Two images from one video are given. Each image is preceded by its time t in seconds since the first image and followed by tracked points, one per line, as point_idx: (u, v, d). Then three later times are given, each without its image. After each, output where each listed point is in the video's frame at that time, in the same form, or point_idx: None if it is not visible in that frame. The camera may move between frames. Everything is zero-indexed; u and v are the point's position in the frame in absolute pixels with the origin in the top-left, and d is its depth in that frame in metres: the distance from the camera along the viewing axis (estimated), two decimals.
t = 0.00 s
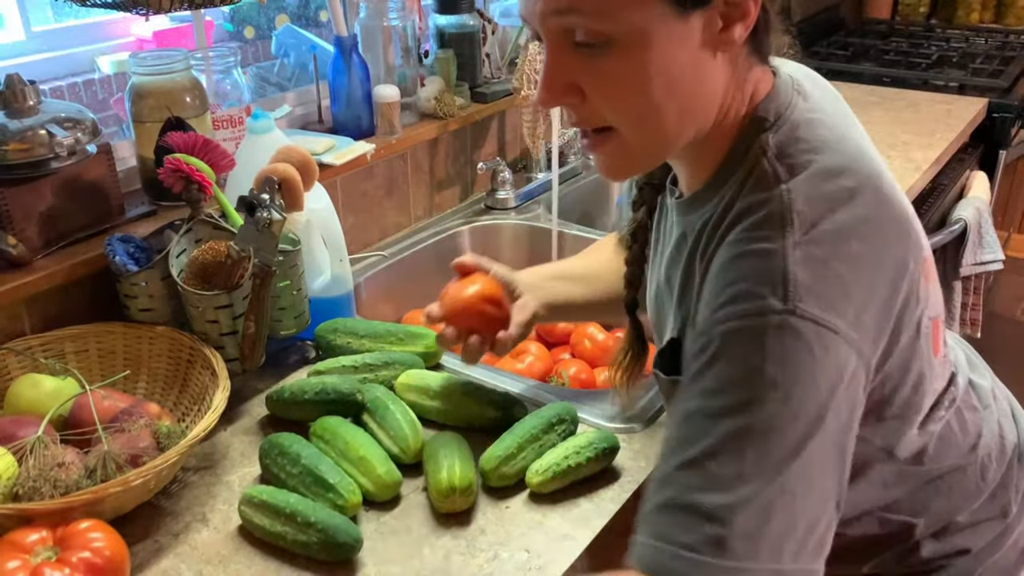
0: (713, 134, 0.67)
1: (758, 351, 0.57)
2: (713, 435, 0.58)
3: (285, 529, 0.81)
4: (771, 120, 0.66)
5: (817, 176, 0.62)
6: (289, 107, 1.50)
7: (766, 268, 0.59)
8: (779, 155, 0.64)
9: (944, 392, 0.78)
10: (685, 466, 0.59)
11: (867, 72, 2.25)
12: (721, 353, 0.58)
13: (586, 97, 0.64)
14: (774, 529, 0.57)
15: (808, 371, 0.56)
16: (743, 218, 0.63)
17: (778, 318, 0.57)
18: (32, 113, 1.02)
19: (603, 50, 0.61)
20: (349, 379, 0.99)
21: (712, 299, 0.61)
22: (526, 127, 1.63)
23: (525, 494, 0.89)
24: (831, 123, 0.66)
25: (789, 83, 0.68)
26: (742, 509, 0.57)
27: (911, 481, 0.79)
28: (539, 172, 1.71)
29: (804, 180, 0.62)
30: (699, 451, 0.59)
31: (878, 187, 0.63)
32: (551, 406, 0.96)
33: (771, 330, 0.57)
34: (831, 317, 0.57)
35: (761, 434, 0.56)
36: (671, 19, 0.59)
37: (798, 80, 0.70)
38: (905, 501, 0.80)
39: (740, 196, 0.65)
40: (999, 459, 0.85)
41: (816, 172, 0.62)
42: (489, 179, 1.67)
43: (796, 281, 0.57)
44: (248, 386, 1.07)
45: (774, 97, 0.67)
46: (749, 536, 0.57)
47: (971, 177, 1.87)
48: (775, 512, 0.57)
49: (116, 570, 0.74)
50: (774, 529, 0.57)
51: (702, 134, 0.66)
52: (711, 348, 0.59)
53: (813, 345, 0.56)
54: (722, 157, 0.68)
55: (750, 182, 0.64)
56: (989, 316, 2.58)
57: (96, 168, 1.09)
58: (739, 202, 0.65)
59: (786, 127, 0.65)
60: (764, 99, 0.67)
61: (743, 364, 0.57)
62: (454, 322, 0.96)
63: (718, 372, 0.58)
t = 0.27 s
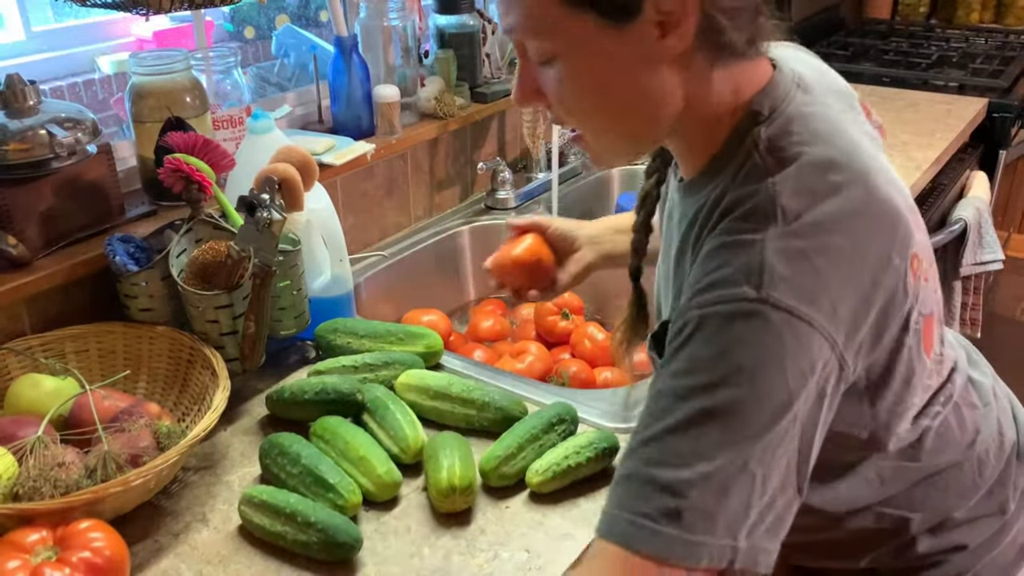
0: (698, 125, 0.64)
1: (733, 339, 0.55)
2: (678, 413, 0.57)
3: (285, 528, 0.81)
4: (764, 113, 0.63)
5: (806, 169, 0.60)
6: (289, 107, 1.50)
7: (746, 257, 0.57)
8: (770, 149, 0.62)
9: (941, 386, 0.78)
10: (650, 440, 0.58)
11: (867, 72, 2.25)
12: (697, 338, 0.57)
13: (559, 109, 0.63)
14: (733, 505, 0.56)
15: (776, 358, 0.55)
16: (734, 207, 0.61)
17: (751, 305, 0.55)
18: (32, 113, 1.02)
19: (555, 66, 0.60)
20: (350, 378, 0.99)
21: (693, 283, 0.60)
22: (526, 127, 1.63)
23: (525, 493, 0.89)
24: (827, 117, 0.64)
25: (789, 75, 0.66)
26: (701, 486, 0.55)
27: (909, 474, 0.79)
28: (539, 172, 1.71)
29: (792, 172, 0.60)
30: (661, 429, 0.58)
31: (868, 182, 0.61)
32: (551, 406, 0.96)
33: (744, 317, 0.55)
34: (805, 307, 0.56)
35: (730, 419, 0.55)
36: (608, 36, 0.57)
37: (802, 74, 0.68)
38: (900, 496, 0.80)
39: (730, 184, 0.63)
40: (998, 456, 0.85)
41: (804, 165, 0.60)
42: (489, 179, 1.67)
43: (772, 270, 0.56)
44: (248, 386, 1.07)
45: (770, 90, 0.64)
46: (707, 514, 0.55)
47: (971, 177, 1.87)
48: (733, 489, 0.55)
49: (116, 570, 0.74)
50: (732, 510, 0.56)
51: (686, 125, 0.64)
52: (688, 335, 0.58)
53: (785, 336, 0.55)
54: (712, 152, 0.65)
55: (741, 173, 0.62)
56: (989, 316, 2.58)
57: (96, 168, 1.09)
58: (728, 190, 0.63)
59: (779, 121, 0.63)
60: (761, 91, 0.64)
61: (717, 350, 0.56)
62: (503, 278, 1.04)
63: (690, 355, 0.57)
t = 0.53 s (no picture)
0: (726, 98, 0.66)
1: (751, 284, 0.57)
2: (697, 356, 0.59)
3: (285, 529, 0.81)
4: (785, 85, 0.65)
5: (821, 136, 0.62)
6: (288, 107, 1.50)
7: (763, 213, 0.60)
8: (788, 118, 0.64)
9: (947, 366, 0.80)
10: (670, 384, 0.60)
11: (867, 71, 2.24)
12: (717, 285, 0.59)
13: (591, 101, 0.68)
14: (748, 445, 0.57)
15: (790, 303, 0.56)
16: (755, 169, 0.63)
17: (766, 254, 0.57)
18: (32, 113, 1.02)
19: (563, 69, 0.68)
20: (349, 379, 0.99)
21: (714, 239, 0.62)
22: (526, 126, 1.63)
23: (525, 494, 0.89)
24: (844, 93, 0.66)
25: (811, 56, 0.68)
26: (718, 424, 0.57)
27: (919, 447, 0.80)
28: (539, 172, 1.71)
29: (807, 139, 0.62)
30: (682, 372, 0.60)
31: (885, 150, 0.62)
32: (551, 406, 0.96)
33: (761, 264, 0.57)
34: (819, 258, 0.57)
35: (748, 359, 0.57)
36: (589, 49, 0.63)
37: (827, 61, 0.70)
38: (912, 470, 0.82)
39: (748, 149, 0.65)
40: (1005, 434, 0.87)
41: (821, 133, 0.62)
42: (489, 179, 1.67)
43: (789, 224, 0.58)
44: (248, 386, 1.07)
45: (791, 66, 0.66)
46: (723, 450, 0.57)
47: (971, 177, 1.87)
48: (748, 429, 0.57)
49: (115, 570, 0.74)
50: (747, 449, 0.57)
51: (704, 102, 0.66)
52: (708, 283, 0.60)
53: (801, 283, 0.57)
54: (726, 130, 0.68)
55: (763, 137, 0.64)
56: (990, 316, 2.57)
57: (96, 168, 1.09)
58: (746, 154, 0.65)
59: (798, 94, 0.65)
60: (782, 66, 0.66)
61: (736, 293, 0.58)
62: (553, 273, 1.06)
63: (710, 303, 0.59)
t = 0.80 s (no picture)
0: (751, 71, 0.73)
1: (826, 254, 0.63)
2: (809, 330, 0.64)
3: (285, 529, 0.80)
4: (807, 59, 0.72)
5: (851, 104, 0.68)
6: (288, 107, 1.50)
7: (816, 184, 0.65)
8: (812, 94, 0.70)
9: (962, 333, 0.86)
10: (798, 360, 0.65)
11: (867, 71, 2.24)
12: (792, 261, 0.65)
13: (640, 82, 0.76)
14: (884, 393, 0.64)
15: (868, 261, 0.62)
16: (796, 138, 0.69)
17: (834, 222, 0.63)
18: (31, 113, 1.02)
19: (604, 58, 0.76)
20: (349, 379, 0.99)
21: (780, 217, 0.67)
22: (526, 126, 1.62)
23: (525, 495, 0.89)
24: (856, 63, 0.72)
25: (825, 32, 0.74)
26: (853, 383, 0.64)
27: (928, 414, 0.85)
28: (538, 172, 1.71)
29: (837, 110, 0.68)
30: (801, 347, 0.65)
31: (907, 104, 0.69)
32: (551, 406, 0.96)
33: (834, 233, 0.63)
34: (878, 212, 0.63)
35: (840, 321, 0.63)
36: (623, 34, 0.71)
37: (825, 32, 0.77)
38: (923, 433, 0.86)
39: (790, 125, 0.71)
40: (1009, 409, 0.92)
41: (845, 100, 0.69)
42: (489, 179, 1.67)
43: (848, 189, 0.63)
44: (248, 386, 1.07)
45: (807, 44, 0.72)
46: (850, 401, 0.64)
47: (971, 177, 1.87)
48: (871, 381, 0.64)
49: (115, 570, 0.74)
50: (870, 400, 0.64)
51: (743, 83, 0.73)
52: (784, 260, 0.66)
53: (871, 239, 0.62)
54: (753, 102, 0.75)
55: (790, 109, 0.72)
56: (989, 316, 2.57)
57: (97, 168, 1.09)
58: (784, 130, 0.71)
59: (821, 67, 0.72)
60: (800, 44, 0.72)
61: (817, 266, 0.63)
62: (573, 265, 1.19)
63: (796, 276, 0.65)
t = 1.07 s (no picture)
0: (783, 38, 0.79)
1: (812, 195, 0.71)
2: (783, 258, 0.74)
3: (285, 529, 0.80)
4: (831, 24, 0.78)
5: (860, 66, 0.75)
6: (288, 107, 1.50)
7: (813, 133, 0.73)
8: (833, 53, 0.77)
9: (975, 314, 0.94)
10: (768, 284, 0.75)
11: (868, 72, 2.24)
12: (785, 197, 0.74)
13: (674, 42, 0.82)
14: (841, 327, 0.73)
15: (846, 205, 0.70)
16: (811, 90, 0.77)
17: (822, 167, 0.71)
18: (32, 113, 1.02)
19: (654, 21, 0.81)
20: (349, 379, 0.99)
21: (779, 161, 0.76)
22: (526, 126, 1.62)
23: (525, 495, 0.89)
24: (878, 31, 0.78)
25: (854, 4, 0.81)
26: (815, 311, 0.73)
27: (941, 386, 0.93)
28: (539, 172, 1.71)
29: (846, 69, 0.75)
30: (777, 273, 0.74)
31: (922, 69, 0.75)
32: (551, 406, 0.96)
33: (820, 176, 0.71)
34: (867, 165, 0.70)
35: (813, 253, 0.72)
36: None
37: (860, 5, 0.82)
38: (937, 406, 0.94)
39: (803, 82, 0.78)
40: (1016, 389, 1.00)
41: (856, 61, 0.76)
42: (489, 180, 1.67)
43: (838, 139, 0.71)
44: (248, 386, 1.07)
45: (835, 11, 0.79)
46: (805, 324, 0.73)
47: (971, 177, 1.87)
48: (834, 315, 0.72)
49: (115, 570, 0.74)
50: (827, 330, 0.73)
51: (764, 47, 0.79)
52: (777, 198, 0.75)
53: (852, 186, 0.70)
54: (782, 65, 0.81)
55: (810, 67, 0.78)
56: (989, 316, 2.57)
57: (97, 168, 1.09)
58: (801, 85, 0.78)
59: (844, 32, 0.78)
60: (826, 10, 0.79)
61: (803, 204, 0.72)
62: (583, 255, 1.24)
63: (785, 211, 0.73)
